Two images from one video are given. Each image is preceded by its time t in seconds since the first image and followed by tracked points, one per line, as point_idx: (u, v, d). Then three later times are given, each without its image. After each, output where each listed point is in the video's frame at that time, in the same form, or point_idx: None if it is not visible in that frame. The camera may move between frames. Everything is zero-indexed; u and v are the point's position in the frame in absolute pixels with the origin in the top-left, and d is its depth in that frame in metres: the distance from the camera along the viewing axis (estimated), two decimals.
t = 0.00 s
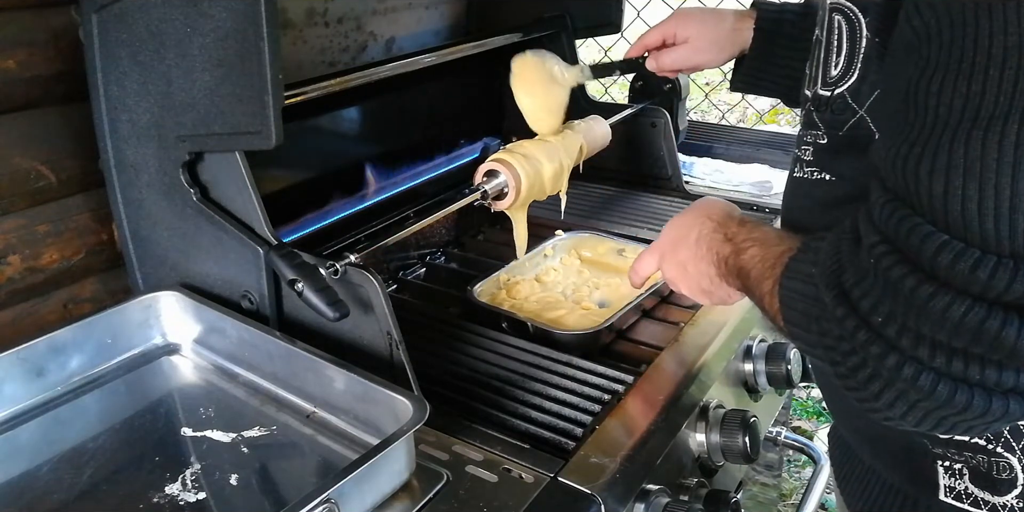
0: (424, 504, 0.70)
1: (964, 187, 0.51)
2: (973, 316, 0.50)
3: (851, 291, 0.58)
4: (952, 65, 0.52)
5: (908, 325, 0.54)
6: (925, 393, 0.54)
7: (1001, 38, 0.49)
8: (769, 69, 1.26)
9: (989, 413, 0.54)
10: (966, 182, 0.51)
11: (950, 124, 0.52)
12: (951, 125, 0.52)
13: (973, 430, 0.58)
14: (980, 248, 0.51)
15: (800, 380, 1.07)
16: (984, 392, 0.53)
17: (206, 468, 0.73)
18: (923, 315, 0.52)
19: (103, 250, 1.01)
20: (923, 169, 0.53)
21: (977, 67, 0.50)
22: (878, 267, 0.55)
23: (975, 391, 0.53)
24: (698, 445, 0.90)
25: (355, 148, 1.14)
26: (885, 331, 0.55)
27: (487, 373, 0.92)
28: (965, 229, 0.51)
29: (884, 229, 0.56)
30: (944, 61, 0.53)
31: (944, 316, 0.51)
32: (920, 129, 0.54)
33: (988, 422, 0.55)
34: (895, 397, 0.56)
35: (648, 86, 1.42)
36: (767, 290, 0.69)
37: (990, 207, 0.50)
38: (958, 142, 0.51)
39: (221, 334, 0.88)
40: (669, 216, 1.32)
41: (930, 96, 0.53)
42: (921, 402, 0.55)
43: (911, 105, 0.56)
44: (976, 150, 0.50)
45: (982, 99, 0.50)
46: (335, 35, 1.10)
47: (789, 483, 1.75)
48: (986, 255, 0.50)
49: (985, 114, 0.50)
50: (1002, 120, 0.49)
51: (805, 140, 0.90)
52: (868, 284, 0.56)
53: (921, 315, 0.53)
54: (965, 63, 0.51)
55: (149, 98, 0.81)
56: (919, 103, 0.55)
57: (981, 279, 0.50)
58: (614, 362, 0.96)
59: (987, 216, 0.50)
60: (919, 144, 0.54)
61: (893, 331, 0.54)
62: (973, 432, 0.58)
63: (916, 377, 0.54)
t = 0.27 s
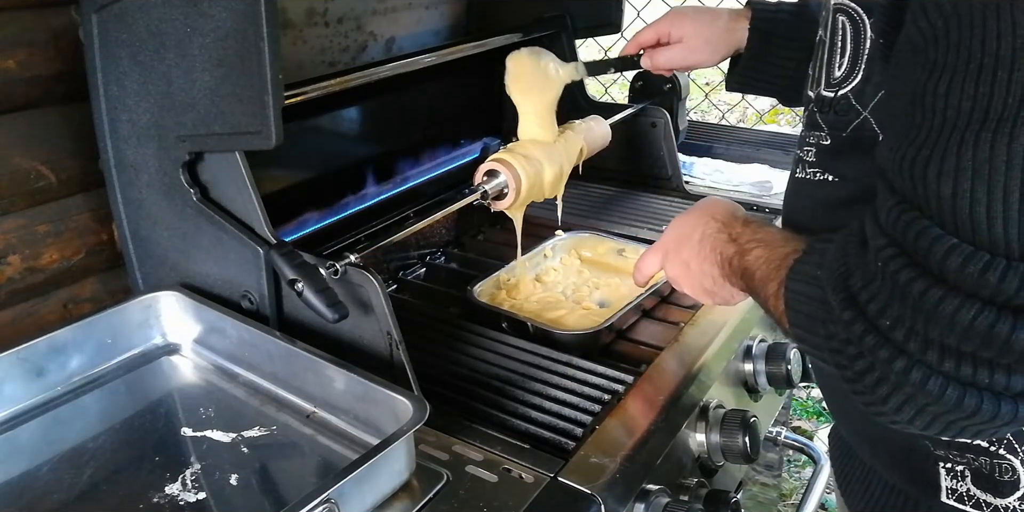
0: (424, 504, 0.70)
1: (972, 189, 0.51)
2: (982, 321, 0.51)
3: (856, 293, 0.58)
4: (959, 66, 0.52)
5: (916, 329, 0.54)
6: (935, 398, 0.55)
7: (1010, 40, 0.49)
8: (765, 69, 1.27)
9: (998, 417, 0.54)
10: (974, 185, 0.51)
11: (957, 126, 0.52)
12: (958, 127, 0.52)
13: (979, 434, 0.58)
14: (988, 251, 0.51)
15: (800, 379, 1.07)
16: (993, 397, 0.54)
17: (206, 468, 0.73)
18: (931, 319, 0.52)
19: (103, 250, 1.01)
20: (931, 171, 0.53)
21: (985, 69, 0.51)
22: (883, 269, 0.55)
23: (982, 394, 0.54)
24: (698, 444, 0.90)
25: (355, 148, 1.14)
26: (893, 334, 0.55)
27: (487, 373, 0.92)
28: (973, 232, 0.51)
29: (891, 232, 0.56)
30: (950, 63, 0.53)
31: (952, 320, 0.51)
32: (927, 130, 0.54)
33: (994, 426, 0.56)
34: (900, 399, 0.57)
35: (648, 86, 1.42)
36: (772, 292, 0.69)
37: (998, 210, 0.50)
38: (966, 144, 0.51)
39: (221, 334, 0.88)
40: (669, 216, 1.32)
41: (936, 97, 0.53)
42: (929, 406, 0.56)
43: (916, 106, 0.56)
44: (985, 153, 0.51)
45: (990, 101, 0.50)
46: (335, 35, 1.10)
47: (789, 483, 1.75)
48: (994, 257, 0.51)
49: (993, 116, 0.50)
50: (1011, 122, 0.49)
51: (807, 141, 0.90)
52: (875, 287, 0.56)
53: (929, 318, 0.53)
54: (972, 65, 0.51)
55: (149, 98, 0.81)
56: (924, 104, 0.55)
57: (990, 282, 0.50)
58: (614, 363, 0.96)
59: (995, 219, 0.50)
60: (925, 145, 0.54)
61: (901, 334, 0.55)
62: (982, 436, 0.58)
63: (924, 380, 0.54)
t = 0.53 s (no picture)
0: (424, 504, 0.70)
1: (973, 191, 0.51)
2: (983, 321, 0.51)
3: (857, 293, 0.58)
4: (960, 66, 0.52)
5: (916, 330, 0.54)
6: (935, 399, 0.55)
7: (1011, 41, 0.49)
8: (765, 69, 1.27)
9: (997, 417, 0.55)
10: (975, 186, 0.51)
11: (958, 126, 0.52)
12: (959, 128, 0.52)
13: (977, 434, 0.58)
14: (989, 252, 0.51)
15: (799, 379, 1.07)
16: (992, 397, 0.54)
17: (206, 468, 0.73)
18: (933, 320, 0.52)
19: (103, 250, 1.01)
20: (931, 173, 0.53)
21: (986, 70, 0.50)
22: (884, 270, 0.56)
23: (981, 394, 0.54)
24: (698, 445, 0.90)
25: (355, 148, 1.14)
26: (893, 335, 0.55)
27: (487, 373, 0.92)
28: (974, 233, 0.51)
29: (893, 233, 0.56)
30: (951, 63, 0.52)
31: (953, 321, 0.52)
32: (928, 131, 0.54)
33: (993, 426, 0.56)
34: (901, 399, 0.57)
35: (648, 86, 1.42)
36: (773, 292, 0.69)
37: (999, 211, 0.50)
38: (966, 146, 0.51)
39: (221, 334, 0.88)
40: (668, 216, 1.32)
41: (937, 98, 0.53)
42: (929, 407, 0.56)
43: (916, 106, 0.56)
44: (985, 154, 0.50)
45: (992, 102, 0.50)
46: (335, 35, 1.10)
47: (789, 483, 1.75)
48: (995, 258, 0.51)
49: (994, 117, 0.50)
50: (1011, 123, 0.49)
51: (808, 141, 0.90)
52: (876, 288, 0.56)
53: (929, 319, 0.53)
54: (974, 65, 0.51)
55: (149, 98, 0.81)
56: (925, 105, 0.55)
57: (991, 283, 0.50)
58: (614, 362, 0.96)
59: (996, 220, 0.50)
60: (926, 146, 0.54)
61: (902, 335, 0.55)
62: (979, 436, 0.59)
63: (924, 380, 0.55)
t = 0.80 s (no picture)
0: (424, 504, 0.70)
1: (974, 191, 0.51)
2: (983, 321, 0.51)
3: (858, 294, 0.58)
4: (960, 67, 0.52)
5: (917, 330, 0.54)
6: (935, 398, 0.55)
7: (1011, 41, 0.49)
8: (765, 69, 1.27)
9: (998, 417, 0.55)
10: (976, 186, 0.51)
11: (957, 127, 0.52)
12: (959, 128, 0.52)
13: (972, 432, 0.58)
14: (989, 252, 0.51)
15: (800, 379, 1.07)
16: (993, 396, 0.54)
17: (206, 468, 0.73)
18: (934, 320, 0.53)
19: (103, 250, 1.01)
20: (932, 173, 0.53)
21: (985, 70, 0.50)
22: (885, 270, 0.56)
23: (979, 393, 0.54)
24: (698, 445, 0.90)
25: (355, 148, 1.14)
26: (894, 335, 0.55)
27: (487, 373, 0.92)
28: (974, 233, 0.51)
29: (893, 233, 0.56)
30: (950, 64, 0.53)
31: (954, 321, 0.52)
32: (928, 131, 0.54)
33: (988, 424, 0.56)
34: (902, 399, 0.57)
35: (648, 86, 1.42)
36: (774, 291, 0.69)
37: (999, 211, 0.50)
38: (966, 146, 0.51)
39: (221, 334, 0.88)
40: (668, 216, 1.32)
41: (937, 99, 0.53)
42: (929, 405, 0.56)
43: (917, 106, 0.56)
44: (985, 154, 0.50)
45: (991, 102, 0.50)
46: (335, 35, 1.10)
47: (789, 483, 1.75)
48: (996, 259, 0.51)
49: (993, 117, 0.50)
50: (1011, 123, 0.49)
51: (808, 141, 0.90)
52: (877, 288, 0.56)
53: (930, 320, 0.53)
54: (973, 66, 0.51)
55: (149, 98, 0.81)
56: (925, 105, 0.55)
57: (991, 283, 0.50)
58: (613, 362, 0.96)
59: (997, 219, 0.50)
60: (927, 146, 0.54)
61: (902, 335, 0.55)
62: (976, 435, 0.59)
63: (924, 380, 0.55)
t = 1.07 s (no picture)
0: (424, 504, 0.70)
1: (975, 191, 0.51)
2: (987, 321, 0.50)
3: (862, 296, 0.58)
4: (962, 67, 0.52)
5: (920, 330, 0.54)
6: (939, 399, 0.54)
7: (1013, 42, 0.49)
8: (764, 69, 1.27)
9: (1003, 417, 0.54)
10: (977, 186, 0.51)
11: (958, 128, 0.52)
12: (960, 129, 0.52)
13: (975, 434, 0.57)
14: (993, 251, 0.51)
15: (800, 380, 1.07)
16: (997, 396, 0.53)
17: (206, 468, 0.73)
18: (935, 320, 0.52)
19: (103, 250, 1.01)
20: (933, 174, 0.53)
21: (989, 70, 0.50)
22: (887, 270, 0.56)
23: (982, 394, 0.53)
24: (698, 445, 0.90)
25: (355, 148, 1.14)
26: (897, 335, 0.55)
27: (487, 374, 0.92)
28: (978, 232, 0.51)
29: (896, 233, 0.56)
30: (952, 64, 0.53)
31: (958, 321, 0.51)
32: (929, 131, 0.54)
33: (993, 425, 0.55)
34: (905, 401, 0.56)
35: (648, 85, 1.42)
36: (775, 292, 0.68)
37: (1002, 211, 0.50)
38: (970, 145, 0.51)
39: (221, 334, 0.88)
40: (668, 216, 1.32)
41: (939, 99, 0.53)
42: (933, 406, 0.55)
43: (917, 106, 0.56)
44: (989, 154, 0.50)
45: (994, 102, 0.50)
46: (335, 35, 1.10)
47: (789, 483, 1.75)
48: (999, 258, 0.50)
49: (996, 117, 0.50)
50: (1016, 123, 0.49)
51: (808, 142, 0.90)
52: (880, 289, 0.56)
53: (932, 320, 0.53)
54: (976, 66, 0.51)
55: (149, 98, 0.81)
56: (925, 105, 0.55)
57: (995, 283, 0.50)
58: (612, 362, 0.96)
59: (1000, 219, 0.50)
60: (927, 147, 0.54)
61: (905, 335, 0.54)
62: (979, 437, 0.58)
63: (928, 381, 0.54)
